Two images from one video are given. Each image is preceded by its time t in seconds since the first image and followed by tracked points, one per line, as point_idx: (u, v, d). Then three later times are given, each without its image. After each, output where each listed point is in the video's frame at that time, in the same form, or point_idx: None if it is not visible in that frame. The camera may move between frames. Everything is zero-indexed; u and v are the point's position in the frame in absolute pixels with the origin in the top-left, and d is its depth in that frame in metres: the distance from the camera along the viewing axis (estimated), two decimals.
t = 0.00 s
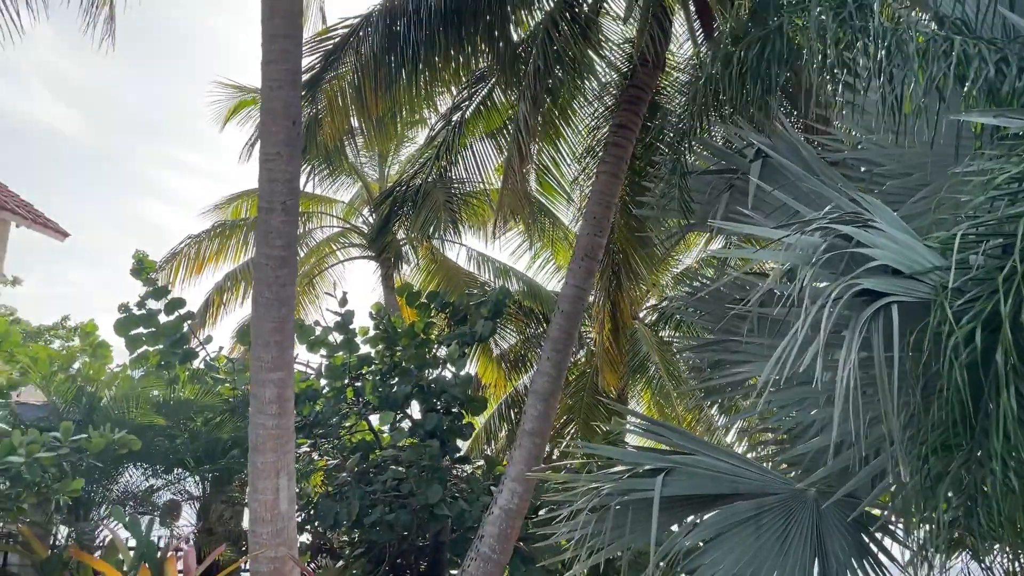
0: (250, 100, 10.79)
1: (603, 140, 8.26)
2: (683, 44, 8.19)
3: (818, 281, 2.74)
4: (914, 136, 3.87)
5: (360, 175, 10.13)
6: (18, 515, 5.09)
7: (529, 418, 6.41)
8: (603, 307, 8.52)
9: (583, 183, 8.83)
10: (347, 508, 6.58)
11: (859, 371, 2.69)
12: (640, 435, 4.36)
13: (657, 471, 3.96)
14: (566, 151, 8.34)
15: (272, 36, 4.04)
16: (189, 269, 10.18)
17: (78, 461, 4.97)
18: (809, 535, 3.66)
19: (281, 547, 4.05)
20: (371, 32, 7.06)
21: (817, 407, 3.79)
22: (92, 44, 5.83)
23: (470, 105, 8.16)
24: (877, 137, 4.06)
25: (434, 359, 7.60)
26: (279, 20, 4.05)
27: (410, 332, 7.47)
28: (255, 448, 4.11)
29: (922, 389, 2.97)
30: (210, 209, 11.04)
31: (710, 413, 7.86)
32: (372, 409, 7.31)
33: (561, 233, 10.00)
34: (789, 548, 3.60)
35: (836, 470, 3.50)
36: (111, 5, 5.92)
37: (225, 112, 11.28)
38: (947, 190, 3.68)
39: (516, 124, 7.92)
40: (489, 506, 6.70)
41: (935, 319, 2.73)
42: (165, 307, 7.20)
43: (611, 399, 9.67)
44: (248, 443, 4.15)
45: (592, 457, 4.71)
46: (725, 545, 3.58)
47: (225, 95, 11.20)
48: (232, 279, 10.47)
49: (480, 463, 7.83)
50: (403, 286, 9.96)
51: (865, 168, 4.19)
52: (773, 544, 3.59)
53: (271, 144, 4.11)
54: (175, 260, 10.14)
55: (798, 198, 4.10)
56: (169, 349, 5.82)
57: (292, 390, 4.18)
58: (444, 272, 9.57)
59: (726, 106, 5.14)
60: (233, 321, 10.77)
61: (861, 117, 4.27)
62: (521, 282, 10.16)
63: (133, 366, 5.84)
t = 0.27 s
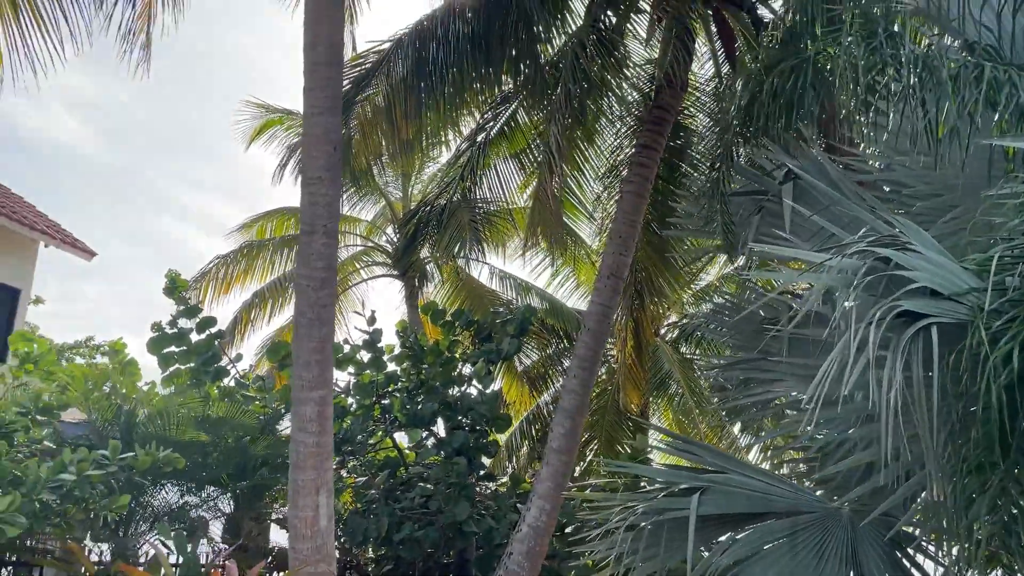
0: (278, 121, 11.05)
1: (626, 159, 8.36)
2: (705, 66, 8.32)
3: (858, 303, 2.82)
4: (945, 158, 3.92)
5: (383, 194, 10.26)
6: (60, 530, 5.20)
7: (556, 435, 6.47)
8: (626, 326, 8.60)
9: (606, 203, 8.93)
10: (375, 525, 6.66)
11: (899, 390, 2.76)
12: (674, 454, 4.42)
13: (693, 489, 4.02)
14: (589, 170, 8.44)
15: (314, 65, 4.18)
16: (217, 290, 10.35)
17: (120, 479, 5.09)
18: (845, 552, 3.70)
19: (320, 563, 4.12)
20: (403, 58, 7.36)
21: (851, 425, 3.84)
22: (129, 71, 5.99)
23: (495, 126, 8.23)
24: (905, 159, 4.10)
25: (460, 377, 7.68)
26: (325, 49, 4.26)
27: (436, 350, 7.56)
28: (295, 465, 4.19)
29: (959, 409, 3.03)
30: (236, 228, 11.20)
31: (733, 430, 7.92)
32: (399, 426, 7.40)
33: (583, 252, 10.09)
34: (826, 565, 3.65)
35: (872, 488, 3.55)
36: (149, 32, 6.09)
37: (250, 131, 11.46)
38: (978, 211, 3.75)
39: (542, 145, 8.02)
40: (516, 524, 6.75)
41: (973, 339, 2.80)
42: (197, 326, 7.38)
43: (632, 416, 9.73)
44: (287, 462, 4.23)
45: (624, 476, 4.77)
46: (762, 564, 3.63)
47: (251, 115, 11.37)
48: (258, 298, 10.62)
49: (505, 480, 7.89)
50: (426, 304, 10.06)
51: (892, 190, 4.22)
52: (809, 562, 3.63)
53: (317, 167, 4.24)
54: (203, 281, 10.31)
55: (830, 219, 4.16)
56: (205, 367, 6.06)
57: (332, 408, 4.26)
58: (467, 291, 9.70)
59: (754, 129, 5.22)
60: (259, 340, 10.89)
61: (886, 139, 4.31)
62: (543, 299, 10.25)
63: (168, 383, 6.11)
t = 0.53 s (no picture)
0: (294, 138, 11.24)
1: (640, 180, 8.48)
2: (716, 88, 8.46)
3: (882, 327, 2.92)
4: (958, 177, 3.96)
5: (398, 214, 10.39)
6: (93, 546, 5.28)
7: (573, 453, 6.54)
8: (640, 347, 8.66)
9: (619, 223, 9.04)
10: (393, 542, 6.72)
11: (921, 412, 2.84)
12: (692, 473, 4.48)
13: (712, 509, 4.08)
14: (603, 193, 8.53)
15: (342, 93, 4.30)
16: (234, 307, 10.62)
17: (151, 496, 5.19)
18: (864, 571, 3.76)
19: None
20: (427, 82, 7.80)
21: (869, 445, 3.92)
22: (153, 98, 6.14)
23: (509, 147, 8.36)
24: (917, 181, 4.13)
25: (475, 395, 7.76)
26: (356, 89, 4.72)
27: (452, 368, 7.66)
28: (321, 484, 4.26)
29: (980, 427, 3.10)
30: (251, 247, 11.33)
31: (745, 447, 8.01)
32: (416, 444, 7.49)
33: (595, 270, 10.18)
34: None
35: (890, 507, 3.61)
36: (172, 58, 6.21)
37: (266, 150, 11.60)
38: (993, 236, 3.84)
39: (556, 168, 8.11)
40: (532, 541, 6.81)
41: (994, 363, 2.89)
42: (216, 345, 7.46)
43: (645, 433, 9.80)
44: (314, 480, 4.31)
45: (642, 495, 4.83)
46: None
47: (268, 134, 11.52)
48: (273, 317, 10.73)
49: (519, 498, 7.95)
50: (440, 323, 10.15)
51: (903, 210, 4.19)
52: None
53: (342, 195, 4.51)
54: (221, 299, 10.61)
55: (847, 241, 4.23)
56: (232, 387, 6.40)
57: (357, 428, 4.34)
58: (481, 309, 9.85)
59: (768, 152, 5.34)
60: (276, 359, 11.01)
61: (898, 159, 4.32)
62: (555, 317, 10.34)
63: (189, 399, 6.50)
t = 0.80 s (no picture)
0: (300, 154, 11.34)
1: (642, 199, 8.55)
2: (717, 108, 8.44)
3: (884, 351, 3.01)
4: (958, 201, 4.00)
5: (402, 232, 10.44)
6: (106, 566, 5.34)
7: (576, 471, 6.60)
8: (643, 363, 8.72)
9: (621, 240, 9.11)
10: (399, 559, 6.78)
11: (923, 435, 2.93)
12: (697, 491, 4.53)
13: (718, 526, 4.14)
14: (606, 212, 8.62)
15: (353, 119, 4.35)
16: (239, 323, 10.78)
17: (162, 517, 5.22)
18: None
19: None
20: (426, 103, 7.75)
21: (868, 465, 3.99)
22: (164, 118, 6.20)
23: (509, 168, 8.34)
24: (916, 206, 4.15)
25: (480, 412, 7.83)
26: (360, 115, 4.74)
27: (457, 384, 7.73)
28: (330, 502, 4.32)
29: (980, 452, 3.14)
30: (256, 264, 11.44)
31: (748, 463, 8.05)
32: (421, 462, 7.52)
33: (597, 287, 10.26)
34: None
35: (892, 526, 3.68)
36: (183, 81, 6.29)
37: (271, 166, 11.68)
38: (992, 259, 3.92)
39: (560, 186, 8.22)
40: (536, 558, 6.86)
41: (994, 387, 2.98)
42: (223, 362, 7.53)
43: (648, 450, 9.85)
44: (324, 500, 4.36)
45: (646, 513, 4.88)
46: None
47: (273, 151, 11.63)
48: (279, 333, 10.81)
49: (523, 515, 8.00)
50: (444, 339, 10.22)
51: (902, 233, 4.22)
52: None
53: (351, 218, 4.58)
54: (226, 317, 10.78)
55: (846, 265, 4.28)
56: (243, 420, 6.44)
57: (366, 448, 4.41)
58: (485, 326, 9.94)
59: (769, 174, 5.43)
60: (282, 376, 11.04)
61: (898, 183, 4.35)
62: (558, 333, 10.41)
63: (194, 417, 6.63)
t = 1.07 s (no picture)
0: (298, 169, 11.46)
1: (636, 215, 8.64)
2: (711, 123, 8.51)
3: (869, 368, 3.11)
4: (943, 221, 4.09)
5: (399, 246, 10.50)
6: None
7: (572, 484, 6.68)
8: (638, 376, 8.80)
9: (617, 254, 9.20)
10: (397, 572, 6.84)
11: (907, 450, 3.02)
12: (693, 503, 4.59)
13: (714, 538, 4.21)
14: (601, 227, 8.72)
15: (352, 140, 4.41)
16: (236, 335, 10.84)
17: (163, 533, 5.28)
18: None
19: None
20: (424, 122, 7.71)
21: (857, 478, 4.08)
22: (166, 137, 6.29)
23: (507, 181, 8.50)
24: (902, 226, 4.23)
25: (476, 425, 7.89)
26: (359, 136, 4.84)
27: (454, 398, 7.81)
28: (330, 516, 4.39)
29: (965, 469, 3.21)
30: (254, 278, 11.52)
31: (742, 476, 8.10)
32: (418, 475, 7.57)
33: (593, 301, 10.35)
34: None
35: (881, 538, 3.77)
36: (184, 100, 6.38)
37: (270, 181, 11.78)
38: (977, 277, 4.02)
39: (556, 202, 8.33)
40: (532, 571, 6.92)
41: (976, 403, 3.07)
42: (222, 377, 7.60)
43: (643, 463, 9.92)
44: (323, 515, 4.42)
45: (642, 527, 4.92)
46: None
47: (272, 166, 11.73)
48: (277, 347, 10.89)
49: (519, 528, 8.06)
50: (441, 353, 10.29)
51: (890, 253, 4.32)
52: None
53: (350, 237, 4.66)
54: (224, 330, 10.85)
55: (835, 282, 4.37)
56: (229, 426, 6.65)
57: (365, 462, 4.48)
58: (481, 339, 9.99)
59: (762, 191, 5.52)
60: (280, 389, 11.09)
61: (885, 203, 4.45)
62: (554, 346, 10.49)
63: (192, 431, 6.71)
